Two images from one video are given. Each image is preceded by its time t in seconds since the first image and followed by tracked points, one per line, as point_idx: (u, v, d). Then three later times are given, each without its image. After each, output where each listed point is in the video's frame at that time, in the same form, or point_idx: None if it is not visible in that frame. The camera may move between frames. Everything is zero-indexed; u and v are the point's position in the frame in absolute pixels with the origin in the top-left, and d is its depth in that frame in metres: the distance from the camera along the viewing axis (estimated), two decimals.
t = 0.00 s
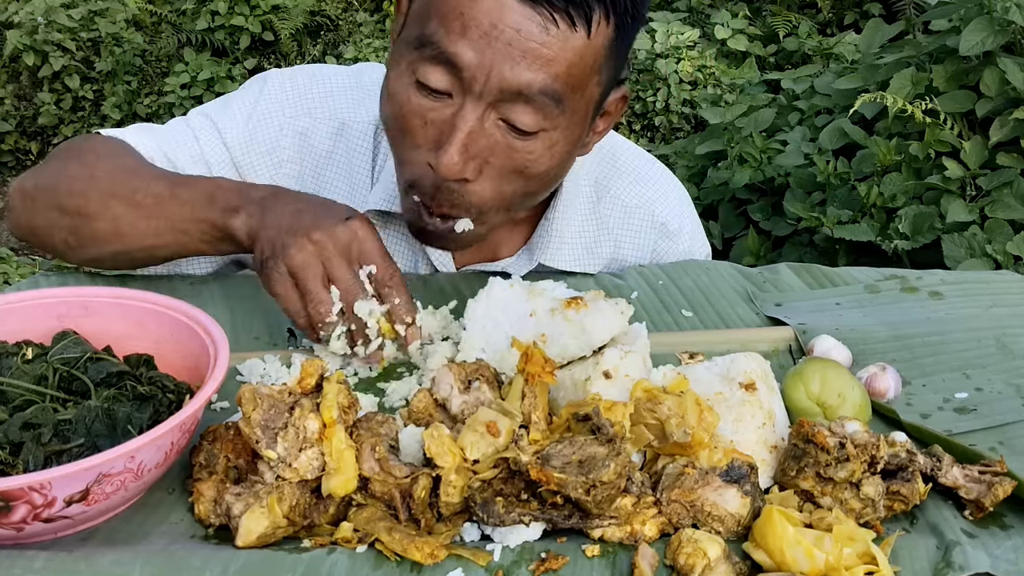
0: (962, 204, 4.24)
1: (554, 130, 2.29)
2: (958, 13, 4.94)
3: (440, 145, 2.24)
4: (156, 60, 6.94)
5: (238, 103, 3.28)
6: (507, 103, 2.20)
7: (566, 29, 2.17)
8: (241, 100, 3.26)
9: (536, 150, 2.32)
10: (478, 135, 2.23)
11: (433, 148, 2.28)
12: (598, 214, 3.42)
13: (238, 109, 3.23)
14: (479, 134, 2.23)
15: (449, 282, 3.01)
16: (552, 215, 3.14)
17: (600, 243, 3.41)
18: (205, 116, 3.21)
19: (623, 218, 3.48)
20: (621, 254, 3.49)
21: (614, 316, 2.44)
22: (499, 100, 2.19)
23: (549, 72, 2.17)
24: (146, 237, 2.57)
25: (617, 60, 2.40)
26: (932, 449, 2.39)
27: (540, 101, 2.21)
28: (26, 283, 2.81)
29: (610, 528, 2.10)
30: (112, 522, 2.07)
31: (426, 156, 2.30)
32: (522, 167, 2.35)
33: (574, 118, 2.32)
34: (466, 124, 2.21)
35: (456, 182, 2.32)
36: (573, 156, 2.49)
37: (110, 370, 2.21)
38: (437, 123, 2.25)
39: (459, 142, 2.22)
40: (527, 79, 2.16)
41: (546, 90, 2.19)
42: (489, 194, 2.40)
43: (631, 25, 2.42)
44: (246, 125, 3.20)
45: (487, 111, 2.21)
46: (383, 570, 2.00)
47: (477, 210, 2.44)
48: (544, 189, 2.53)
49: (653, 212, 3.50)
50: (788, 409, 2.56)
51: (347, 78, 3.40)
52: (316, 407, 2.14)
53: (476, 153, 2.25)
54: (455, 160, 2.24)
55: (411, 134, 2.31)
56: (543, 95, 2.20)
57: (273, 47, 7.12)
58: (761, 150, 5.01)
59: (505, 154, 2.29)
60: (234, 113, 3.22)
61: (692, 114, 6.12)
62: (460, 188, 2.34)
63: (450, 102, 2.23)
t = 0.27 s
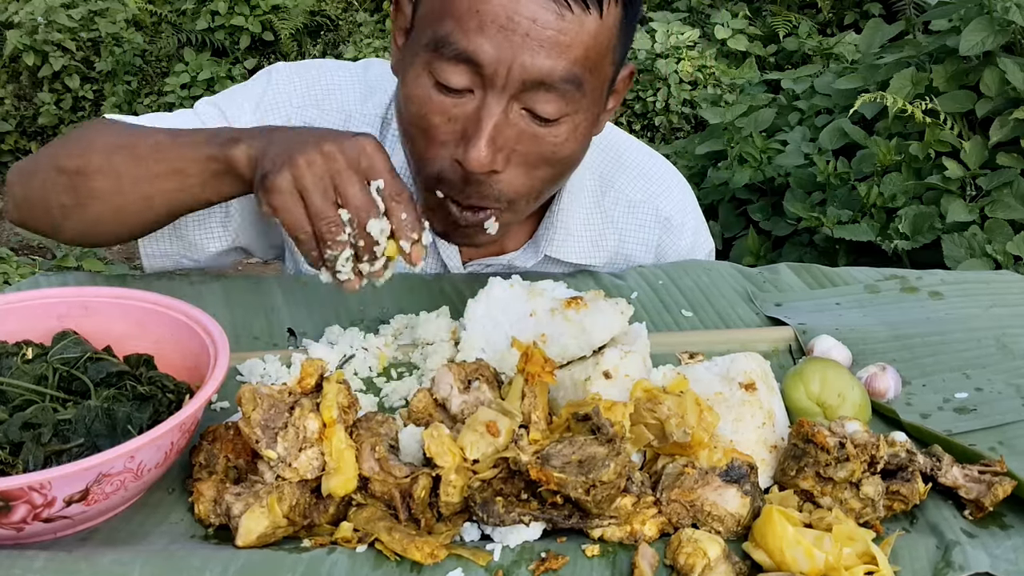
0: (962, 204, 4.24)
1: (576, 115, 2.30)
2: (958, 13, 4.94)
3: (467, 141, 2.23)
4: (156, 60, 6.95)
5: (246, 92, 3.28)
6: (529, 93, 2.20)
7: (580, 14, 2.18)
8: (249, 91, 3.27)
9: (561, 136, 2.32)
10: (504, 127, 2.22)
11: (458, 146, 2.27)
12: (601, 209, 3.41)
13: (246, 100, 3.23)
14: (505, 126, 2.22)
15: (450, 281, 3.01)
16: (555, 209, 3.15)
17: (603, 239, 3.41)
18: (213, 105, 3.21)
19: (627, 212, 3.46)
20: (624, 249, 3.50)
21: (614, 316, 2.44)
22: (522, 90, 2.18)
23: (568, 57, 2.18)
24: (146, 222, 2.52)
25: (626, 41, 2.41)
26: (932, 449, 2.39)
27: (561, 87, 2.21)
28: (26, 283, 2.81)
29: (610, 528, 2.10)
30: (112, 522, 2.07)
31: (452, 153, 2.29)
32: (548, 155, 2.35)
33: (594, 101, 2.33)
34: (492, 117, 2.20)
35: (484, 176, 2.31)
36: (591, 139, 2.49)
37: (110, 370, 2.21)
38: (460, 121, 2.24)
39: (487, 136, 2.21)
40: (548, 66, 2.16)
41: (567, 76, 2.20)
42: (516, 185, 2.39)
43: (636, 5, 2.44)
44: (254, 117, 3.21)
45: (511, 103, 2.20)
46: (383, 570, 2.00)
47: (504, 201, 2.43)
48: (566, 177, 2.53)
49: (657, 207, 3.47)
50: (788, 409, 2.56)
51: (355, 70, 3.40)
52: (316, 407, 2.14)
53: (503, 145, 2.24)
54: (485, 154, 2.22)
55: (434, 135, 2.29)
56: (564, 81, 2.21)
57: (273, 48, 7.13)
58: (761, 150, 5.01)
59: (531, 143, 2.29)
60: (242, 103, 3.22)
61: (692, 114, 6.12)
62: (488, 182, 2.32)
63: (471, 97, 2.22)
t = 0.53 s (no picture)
0: (962, 204, 4.24)
1: (592, 108, 2.30)
2: (958, 13, 4.94)
3: (483, 132, 2.24)
4: (156, 60, 6.96)
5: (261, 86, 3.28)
6: (547, 87, 2.19)
7: (599, 9, 2.17)
8: (262, 84, 3.28)
9: (576, 130, 2.32)
10: (520, 119, 2.22)
11: (474, 136, 2.28)
12: (609, 206, 3.41)
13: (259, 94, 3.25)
14: (521, 118, 2.23)
15: (450, 281, 3.01)
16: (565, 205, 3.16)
17: (611, 235, 3.41)
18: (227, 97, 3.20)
19: (635, 211, 3.47)
20: (631, 247, 3.50)
21: (614, 316, 2.44)
22: (539, 84, 2.18)
23: (586, 53, 2.17)
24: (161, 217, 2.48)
25: (644, 32, 2.39)
26: (932, 448, 2.39)
27: (578, 82, 2.21)
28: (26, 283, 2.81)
29: (610, 528, 2.10)
30: (112, 522, 2.07)
31: (468, 143, 2.31)
32: (563, 148, 2.35)
33: (610, 95, 2.32)
34: (509, 109, 2.20)
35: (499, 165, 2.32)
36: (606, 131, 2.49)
37: (110, 370, 2.21)
38: (478, 111, 2.25)
39: (504, 128, 2.21)
40: (566, 61, 2.15)
41: (584, 71, 2.19)
42: (531, 176, 2.40)
43: None
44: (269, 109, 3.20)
45: (528, 96, 2.20)
46: (383, 570, 2.00)
47: (519, 192, 2.45)
48: (581, 167, 2.53)
49: (665, 206, 3.48)
50: (788, 409, 2.56)
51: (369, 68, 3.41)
52: (316, 407, 2.14)
53: (519, 137, 2.25)
54: (500, 145, 2.23)
55: (451, 123, 2.30)
56: (582, 76, 2.20)
57: (274, 48, 7.14)
58: (761, 150, 5.01)
59: (546, 137, 2.29)
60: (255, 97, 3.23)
61: (692, 114, 6.12)
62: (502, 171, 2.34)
63: (489, 89, 2.22)
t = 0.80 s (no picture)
0: (962, 204, 4.24)
1: (561, 106, 2.27)
2: (958, 13, 4.94)
3: (450, 128, 2.23)
4: (156, 60, 6.96)
5: (267, 77, 3.25)
6: (511, 83, 2.19)
7: (563, 5, 2.16)
8: (270, 75, 3.26)
9: (546, 127, 2.29)
10: (486, 116, 2.22)
11: (443, 133, 2.27)
12: (609, 203, 3.39)
13: (267, 85, 3.22)
14: (487, 115, 2.22)
15: (451, 281, 3.01)
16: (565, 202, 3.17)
17: (611, 234, 3.39)
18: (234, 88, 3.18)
19: (635, 209, 3.46)
20: (630, 245, 3.49)
21: (614, 316, 2.44)
22: (503, 80, 2.18)
23: (548, 49, 2.16)
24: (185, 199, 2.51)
25: (621, 32, 2.38)
26: (931, 448, 2.39)
27: (543, 79, 2.19)
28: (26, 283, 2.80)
29: (610, 528, 2.10)
30: (112, 522, 2.07)
31: (437, 141, 2.30)
32: (534, 147, 2.33)
33: (581, 93, 2.30)
34: (474, 105, 2.20)
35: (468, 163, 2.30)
36: (581, 132, 2.46)
37: (110, 370, 2.21)
38: (446, 107, 2.25)
39: (469, 124, 2.20)
40: (527, 57, 2.15)
41: (548, 68, 2.18)
42: (504, 176, 2.37)
43: None
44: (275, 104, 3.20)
45: (493, 92, 2.20)
46: (383, 570, 2.00)
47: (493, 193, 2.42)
48: (558, 168, 2.51)
49: (664, 204, 3.47)
50: (788, 409, 2.56)
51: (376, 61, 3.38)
52: (316, 407, 2.14)
53: (486, 134, 2.24)
54: (466, 142, 2.22)
55: (423, 120, 2.31)
56: (546, 73, 2.19)
57: (274, 48, 7.14)
58: (761, 150, 5.01)
59: (515, 134, 2.27)
60: (263, 88, 3.21)
61: (693, 114, 6.13)
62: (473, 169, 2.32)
63: (456, 85, 2.22)
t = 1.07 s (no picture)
0: (962, 204, 4.24)
1: (562, 98, 2.28)
2: (958, 13, 4.94)
3: (450, 108, 2.23)
4: (156, 60, 6.96)
5: (266, 79, 3.25)
6: (516, 69, 2.19)
7: None
8: (270, 78, 3.26)
9: (546, 117, 2.30)
10: (487, 99, 2.22)
11: (443, 113, 2.27)
12: (608, 201, 3.39)
13: (267, 89, 3.22)
14: (488, 98, 2.22)
15: (451, 281, 3.01)
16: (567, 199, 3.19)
17: (611, 232, 3.40)
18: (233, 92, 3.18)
19: (635, 206, 3.46)
20: (630, 242, 3.49)
21: (614, 316, 2.44)
22: (508, 64, 2.18)
23: (556, 39, 2.17)
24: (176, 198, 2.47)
25: (628, 32, 2.41)
26: (932, 448, 2.39)
27: (547, 68, 2.20)
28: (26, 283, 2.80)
29: (610, 528, 2.10)
30: (112, 522, 2.07)
31: (437, 120, 2.30)
32: (531, 135, 2.33)
33: (583, 86, 2.31)
34: (476, 87, 2.20)
35: (466, 146, 2.30)
36: (580, 127, 2.46)
37: (110, 370, 2.21)
38: (448, 87, 2.24)
39: (468, 104, 2.20)
40: (533, 43, 2.15)
41: (553, 57, 2.19)
42: (498, 161, 2.38)
43: None
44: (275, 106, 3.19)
45: (497, 76, 2.20)
46: (383, 570, 2.01)
47: (486, 177, 2.42)
48: (554, 160, 2.51)
49: (664, 201, 3.47)
50: (788, 409, 2.56)
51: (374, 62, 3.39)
52: (316, 407, 2.14)
53: (485, 118, 2.24)
54: (465, 123, 2.22)
55: (425, 99, 2.30)
56: (550, 62, 2.20)
57: (274, 48, 7.14)
58: (761, 150, 5.01)
59: (514, 121, 2.28)
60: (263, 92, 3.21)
61: (693, 114, 6.13)
62: (469, 153, 2.32)
63: (461, 65, 2.22)
